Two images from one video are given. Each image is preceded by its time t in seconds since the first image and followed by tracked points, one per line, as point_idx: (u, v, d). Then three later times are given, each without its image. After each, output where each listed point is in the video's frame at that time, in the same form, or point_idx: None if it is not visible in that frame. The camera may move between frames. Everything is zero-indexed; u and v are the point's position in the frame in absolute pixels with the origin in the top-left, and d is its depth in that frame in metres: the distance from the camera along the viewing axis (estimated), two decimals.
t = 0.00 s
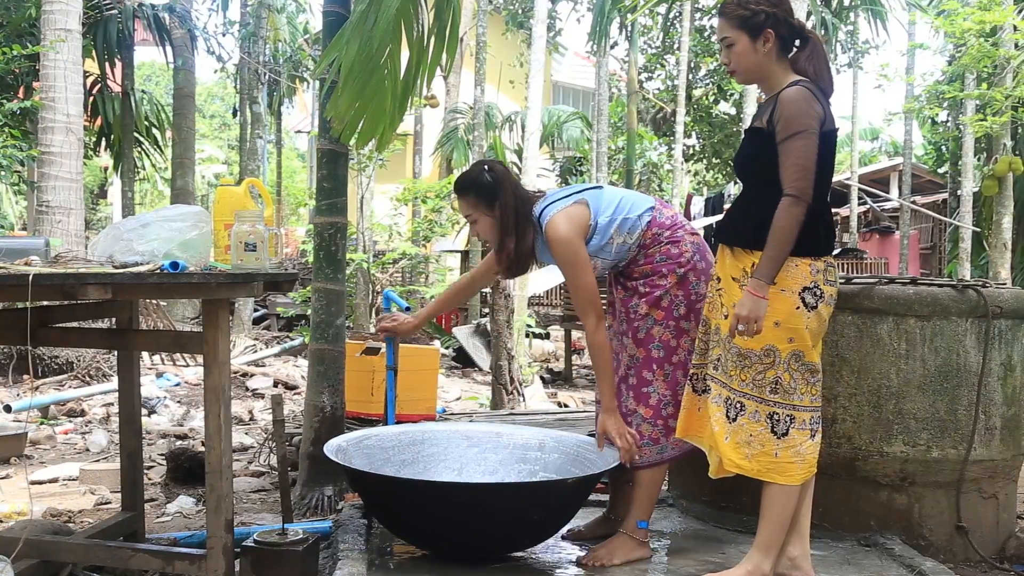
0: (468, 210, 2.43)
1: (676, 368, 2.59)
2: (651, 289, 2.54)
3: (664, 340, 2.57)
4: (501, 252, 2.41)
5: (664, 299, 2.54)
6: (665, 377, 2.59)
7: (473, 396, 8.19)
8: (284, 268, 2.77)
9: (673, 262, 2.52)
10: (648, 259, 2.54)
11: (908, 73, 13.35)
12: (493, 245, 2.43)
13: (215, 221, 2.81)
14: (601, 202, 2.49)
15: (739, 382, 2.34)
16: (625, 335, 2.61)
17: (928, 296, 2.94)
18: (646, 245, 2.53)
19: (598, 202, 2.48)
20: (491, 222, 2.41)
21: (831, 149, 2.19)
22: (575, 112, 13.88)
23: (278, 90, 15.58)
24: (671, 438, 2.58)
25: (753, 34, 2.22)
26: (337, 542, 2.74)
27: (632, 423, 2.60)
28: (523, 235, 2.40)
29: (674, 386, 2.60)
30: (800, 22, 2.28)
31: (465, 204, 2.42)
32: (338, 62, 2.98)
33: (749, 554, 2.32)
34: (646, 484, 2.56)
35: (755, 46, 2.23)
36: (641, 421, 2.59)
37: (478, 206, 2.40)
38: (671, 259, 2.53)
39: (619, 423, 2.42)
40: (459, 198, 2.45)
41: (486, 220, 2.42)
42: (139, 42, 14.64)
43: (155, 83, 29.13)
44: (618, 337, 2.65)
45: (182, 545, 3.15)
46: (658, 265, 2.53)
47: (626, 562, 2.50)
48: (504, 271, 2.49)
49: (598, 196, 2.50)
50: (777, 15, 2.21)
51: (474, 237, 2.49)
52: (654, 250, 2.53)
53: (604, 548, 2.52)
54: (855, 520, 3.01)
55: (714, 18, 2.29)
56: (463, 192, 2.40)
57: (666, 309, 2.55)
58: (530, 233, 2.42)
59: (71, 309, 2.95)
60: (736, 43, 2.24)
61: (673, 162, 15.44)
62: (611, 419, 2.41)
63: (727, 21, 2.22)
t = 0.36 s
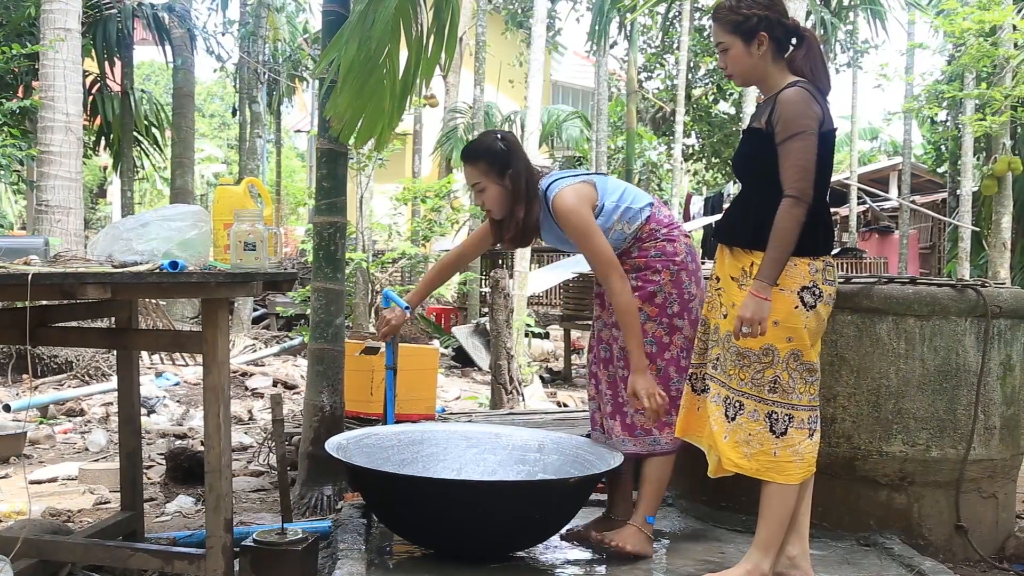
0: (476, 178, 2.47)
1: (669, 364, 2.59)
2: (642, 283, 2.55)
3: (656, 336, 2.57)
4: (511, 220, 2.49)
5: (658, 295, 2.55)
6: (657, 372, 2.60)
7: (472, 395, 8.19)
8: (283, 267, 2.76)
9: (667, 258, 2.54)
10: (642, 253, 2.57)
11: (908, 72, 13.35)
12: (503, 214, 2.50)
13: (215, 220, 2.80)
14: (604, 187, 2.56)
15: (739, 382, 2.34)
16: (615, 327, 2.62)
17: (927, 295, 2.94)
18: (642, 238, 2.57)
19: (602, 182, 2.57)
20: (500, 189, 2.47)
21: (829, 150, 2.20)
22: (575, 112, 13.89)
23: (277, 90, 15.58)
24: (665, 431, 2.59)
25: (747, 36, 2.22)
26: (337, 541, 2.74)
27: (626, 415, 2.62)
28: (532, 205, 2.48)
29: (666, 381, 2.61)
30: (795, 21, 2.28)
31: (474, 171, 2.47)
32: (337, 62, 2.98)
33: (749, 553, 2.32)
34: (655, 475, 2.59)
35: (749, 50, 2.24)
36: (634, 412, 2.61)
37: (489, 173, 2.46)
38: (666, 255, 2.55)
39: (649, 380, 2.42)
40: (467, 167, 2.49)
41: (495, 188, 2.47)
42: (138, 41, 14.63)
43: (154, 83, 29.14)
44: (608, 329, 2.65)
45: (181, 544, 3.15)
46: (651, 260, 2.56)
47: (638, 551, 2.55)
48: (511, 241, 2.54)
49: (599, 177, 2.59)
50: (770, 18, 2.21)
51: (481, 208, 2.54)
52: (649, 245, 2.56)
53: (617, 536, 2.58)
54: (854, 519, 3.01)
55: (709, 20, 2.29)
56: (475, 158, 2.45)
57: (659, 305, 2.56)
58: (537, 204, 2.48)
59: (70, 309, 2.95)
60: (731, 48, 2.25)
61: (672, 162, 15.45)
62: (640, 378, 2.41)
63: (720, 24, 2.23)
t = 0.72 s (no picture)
0: (484, 161, 2.47)
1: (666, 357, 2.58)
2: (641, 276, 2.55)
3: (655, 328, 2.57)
4: (519, 202, 2.48)
5: (658, 289, 2.55)
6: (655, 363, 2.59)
7: (472, 395, 8.19)
8: (282, 267, 2.76)
9: (667, 252, 2.56)
10: (642, 246, 2.58)
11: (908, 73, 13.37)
12: (511, 196, 2.50)
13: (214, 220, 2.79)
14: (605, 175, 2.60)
15: (738, 382, 2.34)
16: (614, 321, 2.63)
17: (927, 296, 2.94)
18: (642, 232, 2.58)
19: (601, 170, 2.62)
20: (508, 171, 2.48)
21: (830, 149, 2.20)
22: (574, 112, 13.91)
23: (277, 90, 15.58)
24: (663, 423, 2.60)
25: (744, 38, 2.23)
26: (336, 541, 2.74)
27: (622, 408, 2.60)
28: (540, 187, 2.48)
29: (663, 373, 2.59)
30: (792, 21, 2.28)
31: (481, 154, 2.47)
32: (336, 61, 2.98)
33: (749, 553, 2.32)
34: (668, 471, 2.61)
35: (747, 52, 2.24)
36: (631, 405, 2.59)
37: (497, 156, 2.47)
38: (666, 249, 2.56)
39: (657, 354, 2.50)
40: (474, 150, 2.49)
41: (502, 171, 2.48)
42: (137, 41, 14.64)
43: (154, 83, 29.15)
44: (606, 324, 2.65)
45: (180, 544, 3.14)
46: (651, 253, 2.56)
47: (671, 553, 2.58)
48: (517, 225, 2.54)
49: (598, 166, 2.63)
50: (767, 19, 2.21)
51: (486, 193, 2.54)
52: (649, 238, 2.58)
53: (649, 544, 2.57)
54: (853, 519, 3.02)
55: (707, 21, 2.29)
56: (483, 142, 2.46)
57: (659, 299, 2.55)
58: (543, 186, 2.49)
59: (69, 309, 2.94)
60: (729, 50, 2.25)
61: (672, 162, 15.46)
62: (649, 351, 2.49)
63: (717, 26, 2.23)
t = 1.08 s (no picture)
0: (493, 159, 2.46)
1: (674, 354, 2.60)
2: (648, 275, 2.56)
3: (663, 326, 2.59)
4: (530, 199, 2.48)
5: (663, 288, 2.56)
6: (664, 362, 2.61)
7: (471, 395, 8.19)
8: (282, 267, 2.76)
9: (671, 250, 2.57)
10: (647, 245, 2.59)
11: (907, 73, 13.37)
12: (520, 193, 2.49)
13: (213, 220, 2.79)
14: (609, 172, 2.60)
15: (739, 382, 2.34)
16: (619, 320, 2.63)
17: (926, 296, 2.94)
18: (647, 230, 2.59)
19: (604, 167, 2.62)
20: (516, 169, 2.47)
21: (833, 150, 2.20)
22: (574, 112, 13.92)
23: (277, 90, 15.58)
24: (671, 422, 2.61)
25: (746, 38, 2.23)
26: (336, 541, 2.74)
27: (629, 408, 2.60)
28: (549, 184, 2.49)
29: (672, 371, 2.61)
30: (794, 20, 2.28)
31: (489, 152, 2.46)
32: (336, 60, 2.98)
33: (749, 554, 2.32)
34: (673, 471, 2.61)
35: (749, 52, 2.24)
36: (639, 405, 2.60)
37: (506, 153, 2.46)
38: (671, 247, 2.57)
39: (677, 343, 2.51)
40: (482, 149, 2.47)
41: (510, 168, 2.47)
42: (137, 41, 14.64)
43: (153, 83, 29.16)
44: (612, 324, 2.65)
45: (180, 544, 3.14)
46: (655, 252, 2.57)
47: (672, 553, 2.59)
48: (528, 223, 2.54)
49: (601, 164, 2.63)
50: (768, 19, 2.21)
51: (493, 192, 2.53)
52: (654, 236, 2.58)
53: (650, 545, 2.58)
54: (853, 520, 3.03)
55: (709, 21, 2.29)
56: (491, 140, 2.45)
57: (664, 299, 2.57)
58: (551, 183, 2.50)
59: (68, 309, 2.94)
60: (731, 49, 2.25)
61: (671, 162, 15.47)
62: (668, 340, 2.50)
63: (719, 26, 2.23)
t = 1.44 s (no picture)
0: (493, 163, 2.45)
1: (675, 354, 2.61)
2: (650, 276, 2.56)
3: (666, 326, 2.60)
4: (531, 201, 2.49)
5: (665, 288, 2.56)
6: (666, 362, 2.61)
7: (471, 395, 8.20)
8: (282, 267, 2.75)
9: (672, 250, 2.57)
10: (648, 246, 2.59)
11: (907, 74, 13.38)
12: (522, 197, 2.49)
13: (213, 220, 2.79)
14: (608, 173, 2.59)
15: (739, 382, 2.34)
16: (621, 321, 2.63)
17: (926, 296, 2.94)
18: (648, 230, 2.59)
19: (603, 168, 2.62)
20: (517, 173, 2.47)
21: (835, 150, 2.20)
22: (573, 112, 13.92)
23: (277, 89, 15.58)
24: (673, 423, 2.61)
25: (749, 37, 2.22)
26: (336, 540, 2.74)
27: (631, 408, 2.61)
28: (550, 187, 2.49)
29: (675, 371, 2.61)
30: (796, 20, 2.28)
31: (489, 156, 2.46)
32: (336, 61, 2.97)
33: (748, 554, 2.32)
34: (673, 472, 2.61)
35: (752, 51, 2.24)
36: (641, 406, 2.60)
37: (507, 157, 2.46)
38: (672, 248, 2.58)
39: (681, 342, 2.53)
40: (482, 153, 2.46)
41: (511, 172, 2.47)
42: (137, 41, 14.63)
43: (153, 83, 29.16)
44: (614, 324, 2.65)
45: (180, 544, 3.15)
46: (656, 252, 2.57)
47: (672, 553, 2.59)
48: (529, 226, 2.54)
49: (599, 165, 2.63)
50: (771, 18, 2.21)
51: (494, 195, 2.52)
52: (655, 237, 2.58)
53: (650, 545, 2.58)
54: (852, 520, 3.03)
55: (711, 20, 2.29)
56: (492, 144, 2.44)
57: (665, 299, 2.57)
58: (551, 186, 2.50)
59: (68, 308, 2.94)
60: (733, 49, 2.25)
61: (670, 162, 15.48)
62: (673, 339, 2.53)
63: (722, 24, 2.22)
